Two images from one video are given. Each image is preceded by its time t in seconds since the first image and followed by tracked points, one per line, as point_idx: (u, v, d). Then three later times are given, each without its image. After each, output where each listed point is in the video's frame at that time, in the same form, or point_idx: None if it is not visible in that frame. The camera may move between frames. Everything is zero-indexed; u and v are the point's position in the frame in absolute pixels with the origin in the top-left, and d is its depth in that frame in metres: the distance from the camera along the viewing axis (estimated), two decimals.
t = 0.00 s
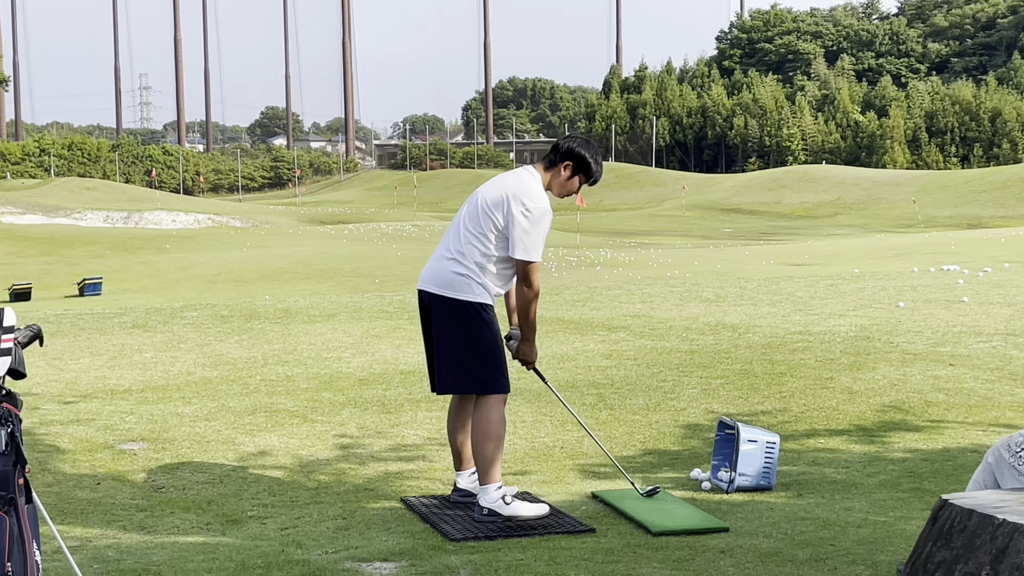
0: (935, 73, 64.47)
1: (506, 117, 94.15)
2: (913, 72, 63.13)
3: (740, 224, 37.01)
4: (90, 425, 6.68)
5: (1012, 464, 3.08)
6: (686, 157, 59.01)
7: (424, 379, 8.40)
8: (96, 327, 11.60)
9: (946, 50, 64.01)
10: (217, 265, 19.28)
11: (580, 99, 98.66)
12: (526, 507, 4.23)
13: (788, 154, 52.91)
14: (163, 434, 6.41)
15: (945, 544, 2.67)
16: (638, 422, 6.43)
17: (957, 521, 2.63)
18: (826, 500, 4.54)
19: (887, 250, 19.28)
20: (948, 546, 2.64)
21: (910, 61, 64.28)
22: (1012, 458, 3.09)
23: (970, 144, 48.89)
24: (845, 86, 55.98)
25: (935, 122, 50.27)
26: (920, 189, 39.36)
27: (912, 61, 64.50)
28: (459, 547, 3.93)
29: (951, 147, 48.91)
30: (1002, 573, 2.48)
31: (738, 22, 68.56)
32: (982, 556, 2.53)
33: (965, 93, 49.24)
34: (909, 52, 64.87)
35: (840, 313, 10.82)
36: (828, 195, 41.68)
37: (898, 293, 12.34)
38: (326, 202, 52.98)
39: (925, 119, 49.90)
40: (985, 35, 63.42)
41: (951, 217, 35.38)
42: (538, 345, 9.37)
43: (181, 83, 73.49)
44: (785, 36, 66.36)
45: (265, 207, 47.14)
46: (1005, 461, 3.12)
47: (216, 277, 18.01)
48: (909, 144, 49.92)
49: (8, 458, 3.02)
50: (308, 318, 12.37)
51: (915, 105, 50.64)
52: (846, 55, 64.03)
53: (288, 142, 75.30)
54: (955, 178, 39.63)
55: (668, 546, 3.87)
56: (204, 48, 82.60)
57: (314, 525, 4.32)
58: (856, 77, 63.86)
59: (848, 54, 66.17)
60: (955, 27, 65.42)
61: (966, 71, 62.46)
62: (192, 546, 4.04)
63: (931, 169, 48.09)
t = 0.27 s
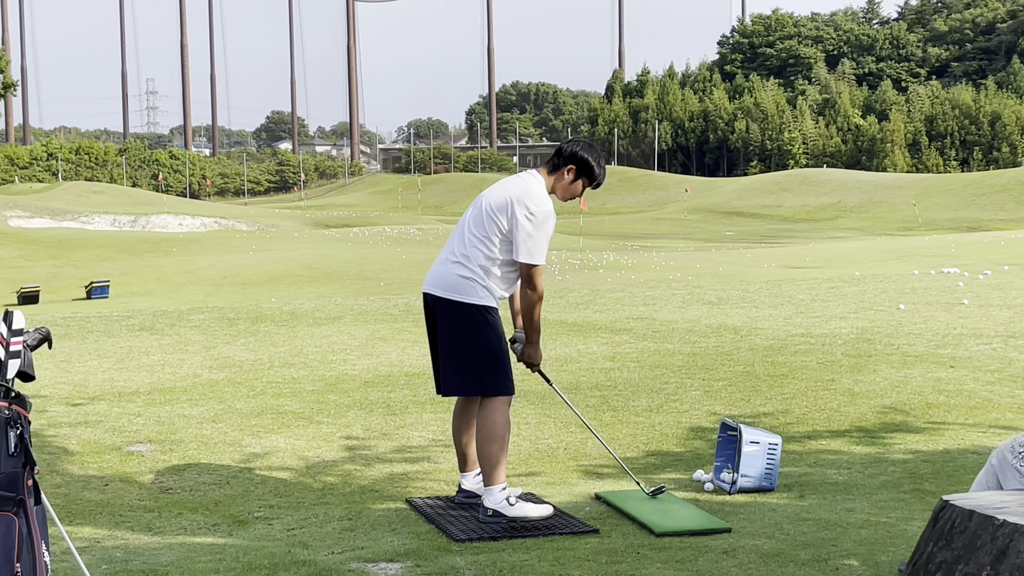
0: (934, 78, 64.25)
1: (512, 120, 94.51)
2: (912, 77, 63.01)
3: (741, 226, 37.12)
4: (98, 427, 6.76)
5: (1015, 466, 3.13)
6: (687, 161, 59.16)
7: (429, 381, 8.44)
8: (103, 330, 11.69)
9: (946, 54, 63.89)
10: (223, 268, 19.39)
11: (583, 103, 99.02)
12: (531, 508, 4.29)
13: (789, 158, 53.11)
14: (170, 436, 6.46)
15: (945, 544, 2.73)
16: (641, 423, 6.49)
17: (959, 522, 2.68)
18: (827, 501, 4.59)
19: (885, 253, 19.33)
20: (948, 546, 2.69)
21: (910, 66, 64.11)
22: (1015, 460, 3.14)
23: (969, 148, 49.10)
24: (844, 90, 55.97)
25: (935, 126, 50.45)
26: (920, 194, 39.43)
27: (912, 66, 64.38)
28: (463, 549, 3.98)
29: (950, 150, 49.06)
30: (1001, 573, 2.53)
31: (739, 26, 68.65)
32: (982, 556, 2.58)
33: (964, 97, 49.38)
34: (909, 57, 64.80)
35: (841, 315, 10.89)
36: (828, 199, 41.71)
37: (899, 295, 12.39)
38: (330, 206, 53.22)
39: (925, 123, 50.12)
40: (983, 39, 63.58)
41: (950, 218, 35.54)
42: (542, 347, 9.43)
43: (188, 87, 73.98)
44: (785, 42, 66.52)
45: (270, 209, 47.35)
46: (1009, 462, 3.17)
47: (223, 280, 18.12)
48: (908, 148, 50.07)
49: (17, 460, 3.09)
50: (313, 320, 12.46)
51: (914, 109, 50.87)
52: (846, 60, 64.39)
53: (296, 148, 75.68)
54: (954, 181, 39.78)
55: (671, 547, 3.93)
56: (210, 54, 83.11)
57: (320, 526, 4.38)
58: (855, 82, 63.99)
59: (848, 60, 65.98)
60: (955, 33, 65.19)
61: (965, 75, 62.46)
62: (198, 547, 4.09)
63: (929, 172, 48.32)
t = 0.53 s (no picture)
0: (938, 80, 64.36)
1: (516, 122, 94.58)
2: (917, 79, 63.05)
3: (746, 229, 37.13)
4: (102, 430, 6.78)
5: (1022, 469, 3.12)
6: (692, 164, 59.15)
7: (433, 384, 8.45)
8: (108, 333, 11.71)
9: (951, 56, 63.96)
10: (227, 271, 19.43)
11: (588, 107, 99.10)
12: (536, 511, 4.29)
13: (793, 161, 53.06)
14: (175, 439, 6.46)
15: (952, 546, 2.72)
16: (645, 426, 6.49)
17: (963, 525, 2.68)
18: (832, 504, 4.58)
19: (889, 256, 19.31)
20: (952, 549, 2.69)
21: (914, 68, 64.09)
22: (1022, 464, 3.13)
23: (974, 150, 49.09)
24: (849, 92, 55.84)
25: (939, 128, 50.42)
26: (924, 197, 39.38)
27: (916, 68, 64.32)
28: (467, 551, 3.99)
29: (955, 152, 49.02)
30: None
31: (743, 29, 68.59)
32: (987, 559, 2.58)
33: (969, 99, 49.34)
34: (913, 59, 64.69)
35: (845, 318, 10.88)
36: (832, 202, 41.65)
37: (903, 298, 12.38)
38: (334, 209, 53.30)
39: (929, 125, 50.10)
40: (987, 41, 63.51)
41: (955, 221, 35.50)
42: (546, 350, 9.44)
43: (192, 91, 74.17)
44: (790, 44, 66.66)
45: (274, 212, 47.41)
46: (1015, 466, 3.16)
47: (228, 283, 18.14)
48: (913, 150, 50.04)
49: (21, 464, 3.12)
50: (317, 323, 12.48)
51: (919, 112, 50.85)
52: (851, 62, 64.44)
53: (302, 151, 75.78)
54: (958, 184, 39.76)
55: (675, 550, 3.93)
56: (213, 58, 83.31)
57: (324, 529, 4.39)
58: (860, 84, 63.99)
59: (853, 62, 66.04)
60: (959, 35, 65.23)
61: (970, 78, 62.35)
62: (203, 550, 4.10)
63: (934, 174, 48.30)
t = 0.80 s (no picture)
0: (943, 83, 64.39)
1: (520, 125, 94.63)
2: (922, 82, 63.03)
3: (751, 232, 37.10)
4: (107, 433, 6.79)
5: None
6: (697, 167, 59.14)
7: (438, 387, 8.45)
8: (113, 336, 11.74)
9: (955, 59, 63.96)
10: (232, 274, 19.46)
11: (593, 110, 99.11)
12: (541, 514, 4.29)
13: (798, 163, 52.96)
14: (180, 443, 6.47)
15: (956, 550, 2.72)
16: (650, 429, 6.49)
17: (969, 528, 2.68)
18: (837, 507, 4.58)
19: (894, 259, 19.28)
20: (958, 552, 2.69)
21: (919, 71, 64.09)
22: None
23: (979, 153, 49.05)
24: (853, 95, 55.75)
25: (945, 131, 50.35)
26: (929, 200, 39.33)
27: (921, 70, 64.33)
28: (472, 555, 3.99)
29: (960, 155, 48.98)
30: None
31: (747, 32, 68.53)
32: (992, 561, 2.57)
33: (974, 102, 49.29)
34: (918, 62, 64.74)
35: (850, 321, 10.88)
36: (837, 204, 41.60)
37: (909, 301, 12.36)
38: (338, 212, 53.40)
39: (934, 128, 50.03)
40: (992, 44, 63.43)
41: (960, 223, 35.44)
42: (550, 353, 9.44)
43: (196, 95, 74.32)
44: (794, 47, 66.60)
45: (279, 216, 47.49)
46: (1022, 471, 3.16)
47: (233, 286, 18.17)
48: (918, 153, 49.99)
49: (27, 467, 3.15)
50: (322, 326, 12.50)
51: (924, 114, 50.78)
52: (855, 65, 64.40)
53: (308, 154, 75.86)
54: (963, 186, 39.71)
55: (680, 553, 3.92)
56: (218, 62, 83.47)
57: (329, 532, 4.39)
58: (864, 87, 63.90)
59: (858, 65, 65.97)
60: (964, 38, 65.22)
61: (975, 80, 62.24)
62: (208, 553, 4.11)
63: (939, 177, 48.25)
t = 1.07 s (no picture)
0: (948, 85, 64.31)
1: (525, 128, 94.64)
2: (927, 84, 62.97)
3: (756, 235, 37.09)
4: (113, 436, 6.81)
5: None
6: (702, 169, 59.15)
7: (444, 390, 8.45)
8: (119, 339, 11.76)
9: (961, 61, 63.86)
10: (238, 277, 19.50)
11: (598, 113, 99.07)
12: (546, 518, 4.29)
13: (803, 166, 52.89)
14: (185, 446, 6.48)
15: (961, 553, 2.72)
16: (655, 432, 6.48)
17: (974, 531, 2.68)
18: (842, 509, 4.58)
19: (899, 261, 19.25)
20: (964, 554, 2.69)
21: (925, 73, 64.01)
22: None
23: (985, 155, 48.97)
24: (859, 97, 55.67)
25: (950, 133, 50.26)
26: (934, 202, 39.26)
27: (927, 73, 64.28)
28: (477, 557, 4.00)
29: (965, 157, 48.90)
30: None
31: (752, 34, 68.44)
32: (998, 563, 2.57)
33: (979, 104, 49.18)
34: (923, 64, 64.65)
35: (855, 323, 10.86)
36: (843, 207, 41.56)
37: (914, 303, 12.33)
38: (345, 215, 53.45)
39: (940, 130, 49.94)
40: (997, 46, 63.32)
41: (966, 225, 35.36)
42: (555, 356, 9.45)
43: (202, 98, 74.47)
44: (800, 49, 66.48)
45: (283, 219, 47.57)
46: None
47: (238, 289, 18.20)
48: (923, 155, 49.91)
49: (32, 470, 3.15)
50: (327, 329, 12.51)
51: (929, 116, 50.70)
52: (861, 67, 64.32)
53: (313, 158, 75.99)
54: (969, 189, 39.63)
55: (685, 556, 3.92)
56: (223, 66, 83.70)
57: (334, 535, 4.40)
58: (870, 90, 63.89)
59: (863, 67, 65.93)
60: (970, 39, 65.11)
61: (980, 83, 62.04)
62: (212, 557, 4.12)
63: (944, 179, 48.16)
